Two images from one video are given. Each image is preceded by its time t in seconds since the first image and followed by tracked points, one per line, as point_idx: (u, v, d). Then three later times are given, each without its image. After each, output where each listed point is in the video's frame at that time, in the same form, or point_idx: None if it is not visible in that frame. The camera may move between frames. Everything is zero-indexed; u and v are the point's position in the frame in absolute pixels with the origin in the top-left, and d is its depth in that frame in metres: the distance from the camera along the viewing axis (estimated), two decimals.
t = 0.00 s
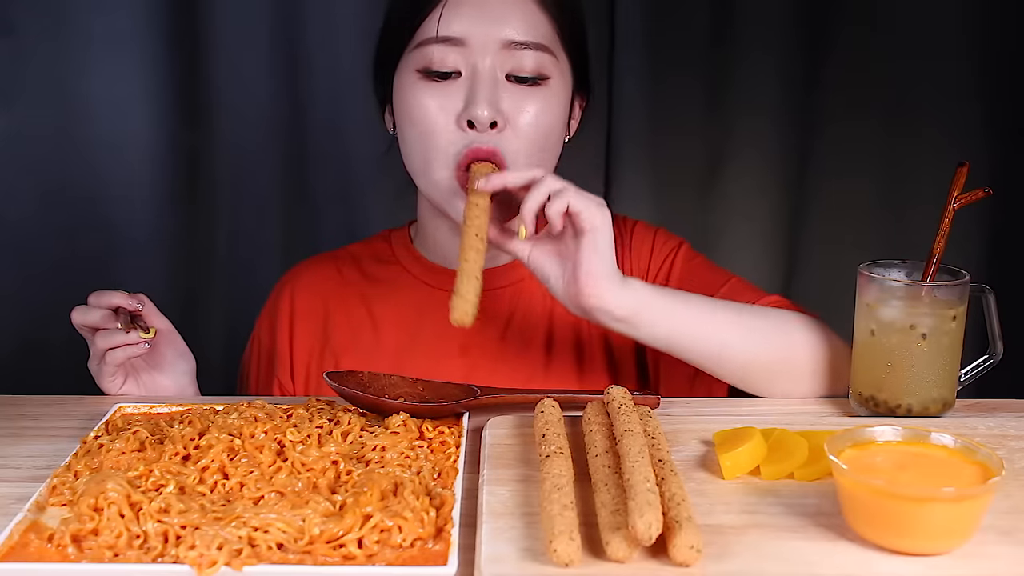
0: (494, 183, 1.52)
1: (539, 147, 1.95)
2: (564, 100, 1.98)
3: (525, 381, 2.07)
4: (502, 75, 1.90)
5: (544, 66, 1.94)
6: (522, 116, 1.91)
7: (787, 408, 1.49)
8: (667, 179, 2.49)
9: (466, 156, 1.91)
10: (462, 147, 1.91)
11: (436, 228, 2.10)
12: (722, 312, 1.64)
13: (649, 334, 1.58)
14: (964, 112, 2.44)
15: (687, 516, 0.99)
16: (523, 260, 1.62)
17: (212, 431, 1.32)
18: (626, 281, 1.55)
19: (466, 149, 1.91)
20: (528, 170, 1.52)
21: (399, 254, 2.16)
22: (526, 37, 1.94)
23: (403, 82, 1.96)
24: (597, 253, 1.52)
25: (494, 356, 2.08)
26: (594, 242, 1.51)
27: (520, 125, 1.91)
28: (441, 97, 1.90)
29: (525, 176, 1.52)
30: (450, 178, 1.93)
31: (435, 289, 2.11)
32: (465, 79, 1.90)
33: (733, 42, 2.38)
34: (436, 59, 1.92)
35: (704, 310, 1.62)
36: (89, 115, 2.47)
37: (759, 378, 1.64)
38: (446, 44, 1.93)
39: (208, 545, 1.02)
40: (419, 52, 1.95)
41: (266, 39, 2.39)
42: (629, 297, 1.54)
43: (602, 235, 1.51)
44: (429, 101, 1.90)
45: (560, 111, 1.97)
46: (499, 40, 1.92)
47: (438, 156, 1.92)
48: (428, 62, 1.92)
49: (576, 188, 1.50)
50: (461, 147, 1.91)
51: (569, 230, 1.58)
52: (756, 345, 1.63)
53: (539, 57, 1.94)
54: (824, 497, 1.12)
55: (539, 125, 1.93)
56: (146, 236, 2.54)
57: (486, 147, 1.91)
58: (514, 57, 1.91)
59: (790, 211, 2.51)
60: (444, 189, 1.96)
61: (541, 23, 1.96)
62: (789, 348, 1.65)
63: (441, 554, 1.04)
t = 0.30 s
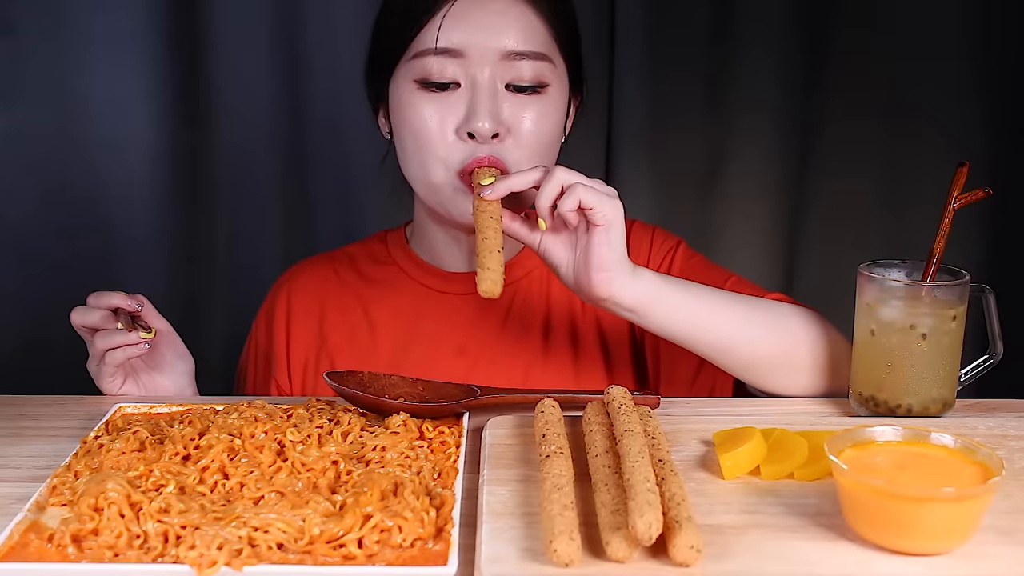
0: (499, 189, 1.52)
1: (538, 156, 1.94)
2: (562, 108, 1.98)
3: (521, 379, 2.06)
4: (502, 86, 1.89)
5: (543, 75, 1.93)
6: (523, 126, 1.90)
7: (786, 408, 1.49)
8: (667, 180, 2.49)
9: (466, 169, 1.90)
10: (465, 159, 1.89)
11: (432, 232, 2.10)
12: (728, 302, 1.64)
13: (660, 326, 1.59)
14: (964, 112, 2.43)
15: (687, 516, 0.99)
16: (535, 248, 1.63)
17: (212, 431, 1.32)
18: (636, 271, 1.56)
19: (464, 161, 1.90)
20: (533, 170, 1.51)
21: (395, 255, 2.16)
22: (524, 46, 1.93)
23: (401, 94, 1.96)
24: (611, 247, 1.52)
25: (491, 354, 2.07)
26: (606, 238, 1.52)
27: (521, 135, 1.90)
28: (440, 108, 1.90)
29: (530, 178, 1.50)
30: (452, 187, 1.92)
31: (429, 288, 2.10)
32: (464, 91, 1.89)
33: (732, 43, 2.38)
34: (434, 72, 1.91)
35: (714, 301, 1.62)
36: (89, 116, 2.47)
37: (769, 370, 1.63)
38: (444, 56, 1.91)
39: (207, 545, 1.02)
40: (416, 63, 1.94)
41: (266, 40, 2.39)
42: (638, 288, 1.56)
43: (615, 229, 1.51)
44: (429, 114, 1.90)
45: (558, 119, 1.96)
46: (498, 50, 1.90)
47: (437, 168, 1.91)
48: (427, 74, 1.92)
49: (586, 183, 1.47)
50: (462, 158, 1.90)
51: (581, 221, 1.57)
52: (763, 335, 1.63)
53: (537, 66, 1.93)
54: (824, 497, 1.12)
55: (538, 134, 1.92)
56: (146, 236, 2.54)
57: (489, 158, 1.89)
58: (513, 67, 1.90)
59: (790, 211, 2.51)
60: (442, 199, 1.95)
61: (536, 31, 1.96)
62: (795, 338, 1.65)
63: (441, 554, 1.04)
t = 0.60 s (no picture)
0: (503, 189, 1.53)
1: (536, 159, 1.94)
2: (560, 111, 1.98)
3: (519, 378, 2.06)
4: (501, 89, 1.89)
5: (541, 79, 1.93)
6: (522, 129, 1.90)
7: (786, 408, 1.49)
8: (667, 180, 2.49)
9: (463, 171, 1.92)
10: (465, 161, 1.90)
11: (430, 232, 2.11)
12: (735, 295, 1.64)
13: (668, 319, 1.59)
14: (964, 113, 2.43)
15: (687, 516, 0.99)
16: (543, 245, 1.63)
17: (212, 431, 1.32)
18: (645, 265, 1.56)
19: (463, 162, 1.91)
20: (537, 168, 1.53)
21: (394, 254, 2.16)
22: (522, 50, 1.92)
23: (400, 97, 1.96)
24: (620, 242, 1.52)
25: (490, 354, 2.07)
26: (614, 232, 1.51)
27: (519, 138, 1.89)
28: (438, 111, 1.90)
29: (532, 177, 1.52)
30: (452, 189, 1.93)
31: (428, 288, 2.10)
32: (463, 94, 1.89)
33: (732, 43, 2.38)
34: (433, 75, 1.91)
35: (718, 294, 1.62)
36: (89, 116, 2.47)
37: (776, 364, 1.64)
38: (443, 59, 1.91)
39: (207, 545, 1.02)
40: (415, 66, 1.94)
41: (266, 41, 2.39)
42: (648, 281, 1.55)
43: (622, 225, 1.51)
44: (427, 117, 1.90)
45: (555, 122, 1.96)
46: (496, 54, 1.90)
47: (435, 170, 1.92)
48: (425, 77, 1.92)
49: (591, 178, 1.47)
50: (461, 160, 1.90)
51: (588, 217, 1.57)
52: (771, 328, 1.63)
53: (536, 70, 1.93)
54: (824, 497, 1.12)
55: (535, 138, 1.91)
56: (146, 235, 2.54)
57: (487, 161, 1.89)
58: (512, 71, 1.90)
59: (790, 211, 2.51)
60: (440, 200, 1.97)
61: (535, 36, 1.96)
62: (799, 332, 1.65)
63: (441, 554, 1.04)
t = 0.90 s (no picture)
0: (505, 190, 1.53)
1: (533, 159, 1.94)
2: (558, 111, 1.98)
3: (518, 378, 2.07)
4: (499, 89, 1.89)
5: (539, 79, 1.93)
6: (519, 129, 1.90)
7: (787, 408, 1.49)
8: (667, 180, 2.49)
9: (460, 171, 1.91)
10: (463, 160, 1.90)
11: (428, 232, 2.11)
12: (735, 295, 1.63)
13: (668, 319, 1.59)
14: (964, 113, 2.43)
15: (687, 516, 0.99)
16: (545, 246, 1.63)
17: (212, 431, 1.32)
18: (647, 266, 1.56)
19: (460, 161, 1.91)
20: (539, 170, 1.52)
21: (394, 254, 2.16)
22: (520, 50, 1.93)
23: (398, 95, 1.96)
24: (622, 244, 1.52)
25: (490, 354, 2.07)
26: (617, 234, 1.51)
27: (516, 137, 1.89)
28: (436, 110, 1.90)
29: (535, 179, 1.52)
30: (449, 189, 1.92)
31: (427, 288, 2.10)
32: (461, 93, 1.89)
33: (732, 44, 2.38)
34: (431, 73, 1.91)
35: (719, 294, 1.62)
36: (89, 116, 2.47)
37: (777, 363, 1.64)
38: (441, 58, 1.92)
39: (207, 545, 1.02)
40: (413, 65, 1.95)
41: (266, 41, 2.39)
42: (651, 282, 1.56)
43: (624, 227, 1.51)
44: (425, 116, 1.90)
45: (553, 123, 1.96)
46: (495, 53, 1.90)
47: (432, 168, 1.92)
48: (423, 76, 1.92)
49: (593, 180, 1.47)
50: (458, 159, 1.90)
51: (590, 218, 1.57)
52: (771, 328, 1.63)
53: (534, 69, 1.93)
54: (824, 497, 1.12)
55: (533, 139, 1.91)
56: (146, 236, 2.54)
57: (485, 160, 1.89)
58: (510, 71, 1.90)
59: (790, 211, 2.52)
60: (437, 198, 1.97)
61: (533, 35, 1.96)
62: (801, 332, 1.65)
63: (441, 554, 1.04)
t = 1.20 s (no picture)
0: (506, 194, 1.51)
1: (531, 161, 1.94)
2: (556, 113, 1.98)
3: (518, 377, 2.07)
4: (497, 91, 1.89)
5: (537, 81, 1.93)
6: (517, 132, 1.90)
7: (787, 408, 1.49)
8: (668, 180, 2.49)
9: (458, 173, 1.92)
10: (461, 162, 1.91)
11: (427, 232, 2.12)
12: (733, 296, 1.63)
13: (667, 319, 1.59)
14: (963, 113, 2.43)
15: (687, 516, 0.99)
16: (546, 251, 1.61)
17: (212, 431, 1.32)
18: (649, 267, 1.56)
19: (458, 163, 1.91)
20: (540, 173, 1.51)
21: (393, 254, 2.17)
22: (519, 51, 1.92)
23: (397, 97, 1.96)
24: (625, 247, 1.52)
25: (488, 354, 2.07)
26: (619, 238, 1.51)
27: (514, 140, 1.90)
28: (434, 112, 1.90)
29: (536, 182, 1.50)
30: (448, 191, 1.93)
31: (425, 288, 2.10)
32: (459, 95, 1.89)
33: (732, 44, 2.38)
34: (430, 75, 1.91)
35: (719, 295, 1.62)
36: (89, 116, 2.47)
37: (777, 364, 1.64)
38: (440, 60, 1.91)
39: (208, 545, 1.02)
40: (412, 67, 1.94)
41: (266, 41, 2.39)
42: (652, 283, 1.55)
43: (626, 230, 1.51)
44: (424, 118, 1.90)
45: (551, 125, 1.96)
46: (493, 55, 1.90)
47: (431, 170, 1.92)
48: (422, 77, 1.92)
49: (595, 184, 1.46)
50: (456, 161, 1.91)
51: (592, 222, 1.57)
52: (770, 328, 1.63)
53: (533, 71, 1.92)
54: (824, 497, 1.12)
55: (531, 140, 1.92)
56: (146, 236, 2.54)
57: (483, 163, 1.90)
58: (508, 73, 1.90)
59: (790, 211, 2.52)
60: (435, 199, 1.97)
61: (531, 37, 1.96)
62: (801, 332, 1.65)
63: (441, 554, 1.04)
